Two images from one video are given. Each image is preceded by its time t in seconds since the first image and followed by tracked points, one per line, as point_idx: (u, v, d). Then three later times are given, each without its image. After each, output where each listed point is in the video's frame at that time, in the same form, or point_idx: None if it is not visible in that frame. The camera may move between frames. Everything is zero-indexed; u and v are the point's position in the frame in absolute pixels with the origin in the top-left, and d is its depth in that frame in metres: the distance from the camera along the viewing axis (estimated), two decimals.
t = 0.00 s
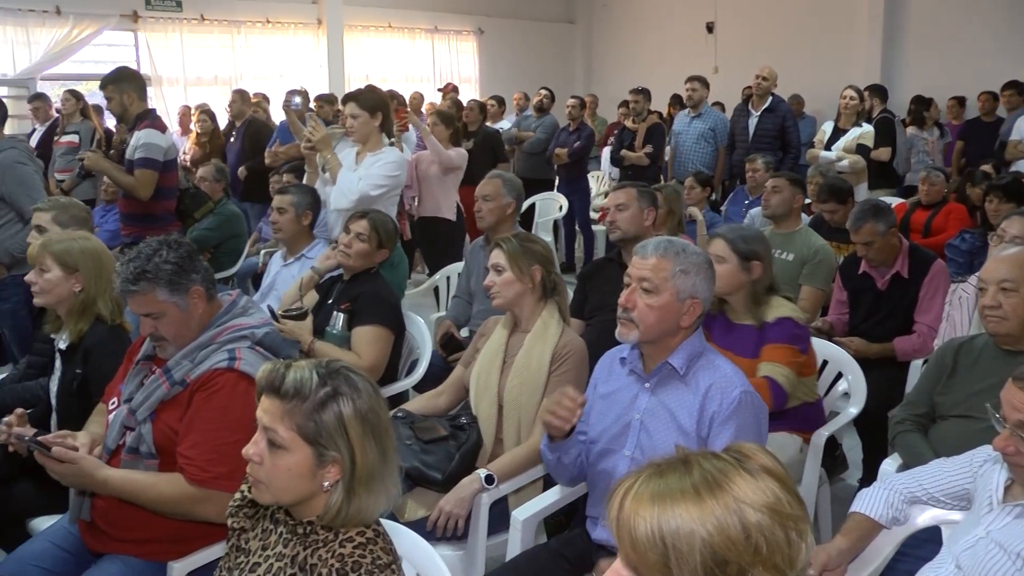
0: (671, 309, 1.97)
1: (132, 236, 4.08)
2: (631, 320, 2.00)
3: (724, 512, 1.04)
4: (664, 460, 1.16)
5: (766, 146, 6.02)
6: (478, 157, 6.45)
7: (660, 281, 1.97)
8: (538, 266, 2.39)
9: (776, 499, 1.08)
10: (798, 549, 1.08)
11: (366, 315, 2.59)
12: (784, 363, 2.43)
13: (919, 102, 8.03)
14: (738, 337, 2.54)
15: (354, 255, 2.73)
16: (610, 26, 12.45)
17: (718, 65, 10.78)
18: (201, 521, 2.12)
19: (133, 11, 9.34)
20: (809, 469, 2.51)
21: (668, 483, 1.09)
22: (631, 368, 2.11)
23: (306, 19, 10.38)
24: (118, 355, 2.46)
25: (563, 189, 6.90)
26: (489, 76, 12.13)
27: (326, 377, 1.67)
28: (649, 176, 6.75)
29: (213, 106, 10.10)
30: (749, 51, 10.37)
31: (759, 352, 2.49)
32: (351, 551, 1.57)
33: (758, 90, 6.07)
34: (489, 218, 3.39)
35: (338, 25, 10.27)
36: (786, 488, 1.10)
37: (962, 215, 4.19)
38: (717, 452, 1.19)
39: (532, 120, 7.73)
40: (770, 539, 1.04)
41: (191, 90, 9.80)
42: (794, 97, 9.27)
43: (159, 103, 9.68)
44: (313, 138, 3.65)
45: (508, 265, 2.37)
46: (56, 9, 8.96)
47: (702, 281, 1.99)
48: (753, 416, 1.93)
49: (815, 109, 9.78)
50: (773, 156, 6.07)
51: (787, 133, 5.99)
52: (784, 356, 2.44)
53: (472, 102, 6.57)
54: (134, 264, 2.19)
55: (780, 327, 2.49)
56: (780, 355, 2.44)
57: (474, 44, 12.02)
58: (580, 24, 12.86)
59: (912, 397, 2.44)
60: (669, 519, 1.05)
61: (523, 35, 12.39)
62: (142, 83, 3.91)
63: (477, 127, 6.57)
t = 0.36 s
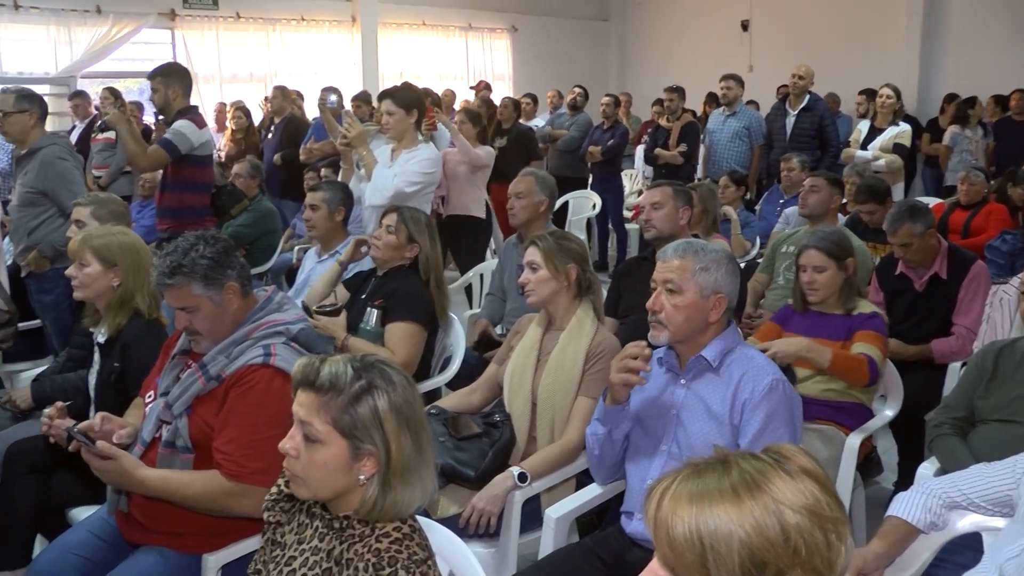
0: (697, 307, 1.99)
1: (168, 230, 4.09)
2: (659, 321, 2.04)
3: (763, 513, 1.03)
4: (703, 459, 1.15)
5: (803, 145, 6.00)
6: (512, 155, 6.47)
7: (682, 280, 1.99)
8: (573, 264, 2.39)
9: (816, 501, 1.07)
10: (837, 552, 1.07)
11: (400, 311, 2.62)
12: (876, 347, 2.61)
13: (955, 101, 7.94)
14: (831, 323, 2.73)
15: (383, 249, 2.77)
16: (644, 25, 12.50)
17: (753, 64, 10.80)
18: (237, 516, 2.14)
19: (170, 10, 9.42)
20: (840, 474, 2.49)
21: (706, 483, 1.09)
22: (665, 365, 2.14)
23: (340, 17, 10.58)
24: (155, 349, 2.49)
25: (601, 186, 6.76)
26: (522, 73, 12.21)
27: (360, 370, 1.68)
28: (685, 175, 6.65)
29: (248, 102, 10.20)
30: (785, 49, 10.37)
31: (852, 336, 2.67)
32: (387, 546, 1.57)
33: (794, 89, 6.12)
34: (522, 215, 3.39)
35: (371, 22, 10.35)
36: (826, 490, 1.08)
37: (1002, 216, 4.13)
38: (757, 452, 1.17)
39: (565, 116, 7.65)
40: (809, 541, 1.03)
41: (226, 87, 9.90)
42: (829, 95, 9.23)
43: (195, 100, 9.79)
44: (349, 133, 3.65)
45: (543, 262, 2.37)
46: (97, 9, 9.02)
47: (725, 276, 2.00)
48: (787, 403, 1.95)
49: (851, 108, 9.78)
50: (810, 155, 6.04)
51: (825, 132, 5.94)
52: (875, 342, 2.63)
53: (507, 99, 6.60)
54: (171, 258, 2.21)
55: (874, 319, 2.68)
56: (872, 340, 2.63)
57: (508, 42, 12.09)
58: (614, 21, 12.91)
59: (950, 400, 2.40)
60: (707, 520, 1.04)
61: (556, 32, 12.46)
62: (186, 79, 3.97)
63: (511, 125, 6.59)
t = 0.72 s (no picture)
0: (707, 307, 1.98)
1: (203, 223, 4.13)
2: (672, 324, 2.04)
3: (803, 516, 1.02)
4: (742, 462, 1.14)
5: (842, 144, 6.09)
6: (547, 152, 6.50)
7: (690, 281, 1.99)
8: (608, 262, 2.39)
9: (858, 505, 1.05)
10: (879, 556, 1.05)
11: (433, 307, 2.64)
12: (924, 348, 2.63)
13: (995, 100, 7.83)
14: (880, 319, 2.76)
15: (411, 243, 2.78)
16: (680, 23, 12.57)
17: (788, 62, 10.81)
18: (272, 511, 2.15)
19: (206, 8, 9.50)
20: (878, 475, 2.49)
21: (747, 485, 1.07)
22: (683, 365, 2.12)
23: (375, 14, 10.73)
24: (191, 343, 2.51)
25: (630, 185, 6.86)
26: (556, 71, 12.29)
27: (400, 366, 1.68)
28: (720, 174, 6.62)
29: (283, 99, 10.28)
30: (821, 46, 10.36)
31: (900, 334, 2.69)
32: (423, 543, 1.57)
33: (835, 88, 6.19)
34: (556, 213, 3.38)
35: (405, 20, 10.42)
36: (866, 493, 1.06)
37: None
38: (796, 455, 1.16)
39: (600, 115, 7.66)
40: (850, 545, 1.01)
41: (261, 84, 9.97)
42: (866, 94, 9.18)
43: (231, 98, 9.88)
44: (386, 130, 3.67)
45: (578, 260, 2.38)
46: (135, 7, 9.13)
47: (733, 274, 1.99)
48: (803, 395, 1.91)
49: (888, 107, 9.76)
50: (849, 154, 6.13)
51: (864, 130, 6.00)
52: (923, 343, 2.65)
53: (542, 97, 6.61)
54: (207, 253, 2.22)
55: (924, 320, 2.70)
56: (921, 341, 2.65)
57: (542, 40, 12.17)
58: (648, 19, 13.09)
59: (992, 404, 2.36)
60: (746, 522, 1.03)
61: (589, 30, 12.57)
62: (227, 75, 3.95)
63: (545, 122, 6.60)
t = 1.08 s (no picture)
0: (729, 309, 1.98)
1: (238, 221, 4.16)
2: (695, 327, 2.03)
3: (848, 523, 1.00)
4: (786, 466, 1.12)
5: (882, 146, 6.01)
6: (583, 153, 6.46)
7: (712, 284, 1.98)
8: (647, 264, 2.38)
9: (905, 513, 1.03)
10: (927, 565, 1.03)
11: (469, 308, 2.65)
12: (962, 361, 2.59)
13: None
14: (919, 326, 2.73)
15: (446, 245, 2.78)
16: (717, 24, 12.52)
17: (828, 63, 10.76)
18: (309, 509, 2.16)
19: (245, 8, 9.59)
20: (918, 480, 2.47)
21: (790, 490, 1.06)
22: (710, 369, 2.10)
23: (411, 15, 10.68)
24: (231, 341, 2.53)
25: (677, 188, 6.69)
26: (592, 72, 12.29)
27: (439, 368, 1.68)
28: (758, 176, 6.54)
29: (321, 99, 10.34)
30: (862, 46, 10.30)
31: (938, 344, 2.66)
32: (460, 545, 1.57)
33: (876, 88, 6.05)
34: (597, 214, 3.37)
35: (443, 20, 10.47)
36: (914, 501, 1.04)
37: None
38: (841, 460, 1.14)
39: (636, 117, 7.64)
40: (898, 554, 0.99)
41: (299, 84, 10.02)
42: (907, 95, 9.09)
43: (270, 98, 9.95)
44: (424, 130, 3.68)
45: (617, 262, 2.37)
46: (176, 8, 9.22)
47: (756, 275, 1.98)
48: (822, 393, 1.88)
49: (929, 108, 9.68)
50: (888, 156, 6.05)
51: (905, 132, 5.92)
52: (960, 356, 2.60)
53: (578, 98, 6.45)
54: (248, 252, 2.23)
55: (963, 329, 2.65)
56: (958, 354, 2.60)
57: (579, 40, 12.17)
58: (685, 19, 13.04)
59: None
60: (791, 527, 1.02)
61: (626, 31, 12.57)
62: (270, 75, 4.00)
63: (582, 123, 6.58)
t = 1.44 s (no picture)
0: (766, 314, 1.96)
1: (274, 220, 4.19)
2: (731, 332, 2.01)
3: (893, 531, 0.99)
4: (830, 473, 1.11)
5: (921, 150, 6.03)
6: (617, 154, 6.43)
7: (749, 288, 1.97)
8: (683, 268, 2.38)
9: (952, 522, 1.01)
10: None
11: (502, 309, 2.65)
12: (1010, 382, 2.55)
13: None
14: (964, 332, 2.70)
15: (481, 247, 2.79)
16: (752, 26, 12.46)
17: (865, 65, 10.69)
18: (343, 508, 2.17)
19: (282, 10, 9.67)
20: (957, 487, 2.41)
21: (833, 497, 1.05)
22: (745, 374, 2.08)
23: (446, 17, 10.72)
24: (267, 340, 2.55)
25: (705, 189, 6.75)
26: (626, 74, 12.29)
27: (479, 370, 1.68)
28: (795, 179, 6.47)
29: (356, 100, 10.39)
30: (900, 48, 10.22)
31: (985, 357, 2.63)
32: (498, 547, 1.57)
33: (914, 91, 6.06)
34: (641, 213, 3.38)
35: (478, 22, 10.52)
36: (961, 510, 1.02)
37: None
38: (885, 467, 1.12)
39: (671, 119, 7.62)
40: (944, 564, 0.98)
41: (334, 85, 10.09)
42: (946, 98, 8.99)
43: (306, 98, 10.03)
44: (461, 131, 3.70)
45: (653, 265, 2.38)
46: (214, 10, 9.31)
47: (793, 279, 1.97)
48: (855, 400, 1.87)
49: (968, 111, 9.57)
50: (927, 159, 6.08)
51: (944, 135, 5.96)
52: (1009, 375, 2.57)
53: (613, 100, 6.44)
54: (287, 253, 2.24)
55: (1011, 340, 2.60)
56: (1006, 373, 2.57)
57: (613, 42, 12.18)
58: (720, 22, 12.99)
59: None
60: (834, 535, 1.01)
61: (661, 33, 12.56)
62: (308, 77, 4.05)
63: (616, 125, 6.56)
